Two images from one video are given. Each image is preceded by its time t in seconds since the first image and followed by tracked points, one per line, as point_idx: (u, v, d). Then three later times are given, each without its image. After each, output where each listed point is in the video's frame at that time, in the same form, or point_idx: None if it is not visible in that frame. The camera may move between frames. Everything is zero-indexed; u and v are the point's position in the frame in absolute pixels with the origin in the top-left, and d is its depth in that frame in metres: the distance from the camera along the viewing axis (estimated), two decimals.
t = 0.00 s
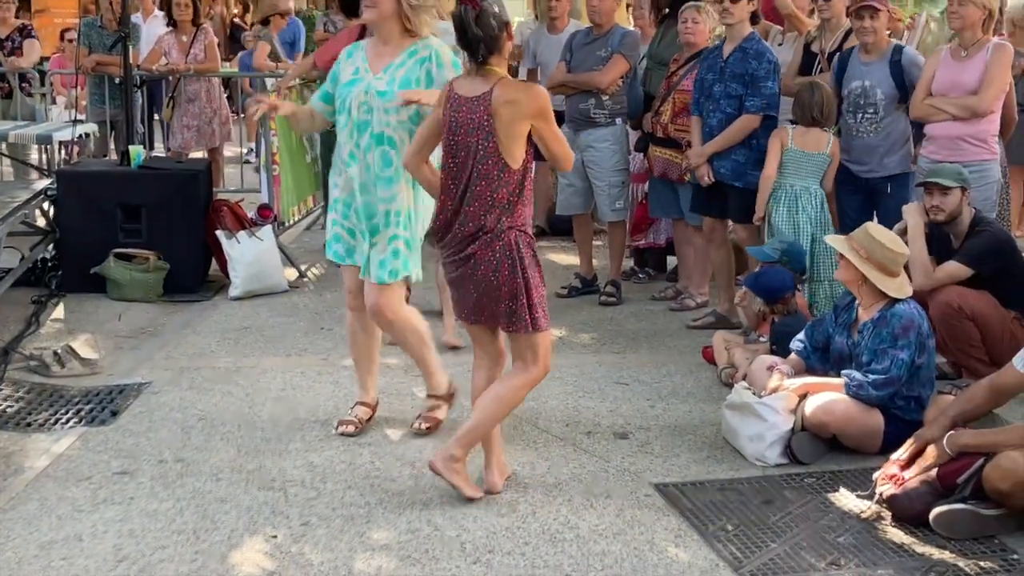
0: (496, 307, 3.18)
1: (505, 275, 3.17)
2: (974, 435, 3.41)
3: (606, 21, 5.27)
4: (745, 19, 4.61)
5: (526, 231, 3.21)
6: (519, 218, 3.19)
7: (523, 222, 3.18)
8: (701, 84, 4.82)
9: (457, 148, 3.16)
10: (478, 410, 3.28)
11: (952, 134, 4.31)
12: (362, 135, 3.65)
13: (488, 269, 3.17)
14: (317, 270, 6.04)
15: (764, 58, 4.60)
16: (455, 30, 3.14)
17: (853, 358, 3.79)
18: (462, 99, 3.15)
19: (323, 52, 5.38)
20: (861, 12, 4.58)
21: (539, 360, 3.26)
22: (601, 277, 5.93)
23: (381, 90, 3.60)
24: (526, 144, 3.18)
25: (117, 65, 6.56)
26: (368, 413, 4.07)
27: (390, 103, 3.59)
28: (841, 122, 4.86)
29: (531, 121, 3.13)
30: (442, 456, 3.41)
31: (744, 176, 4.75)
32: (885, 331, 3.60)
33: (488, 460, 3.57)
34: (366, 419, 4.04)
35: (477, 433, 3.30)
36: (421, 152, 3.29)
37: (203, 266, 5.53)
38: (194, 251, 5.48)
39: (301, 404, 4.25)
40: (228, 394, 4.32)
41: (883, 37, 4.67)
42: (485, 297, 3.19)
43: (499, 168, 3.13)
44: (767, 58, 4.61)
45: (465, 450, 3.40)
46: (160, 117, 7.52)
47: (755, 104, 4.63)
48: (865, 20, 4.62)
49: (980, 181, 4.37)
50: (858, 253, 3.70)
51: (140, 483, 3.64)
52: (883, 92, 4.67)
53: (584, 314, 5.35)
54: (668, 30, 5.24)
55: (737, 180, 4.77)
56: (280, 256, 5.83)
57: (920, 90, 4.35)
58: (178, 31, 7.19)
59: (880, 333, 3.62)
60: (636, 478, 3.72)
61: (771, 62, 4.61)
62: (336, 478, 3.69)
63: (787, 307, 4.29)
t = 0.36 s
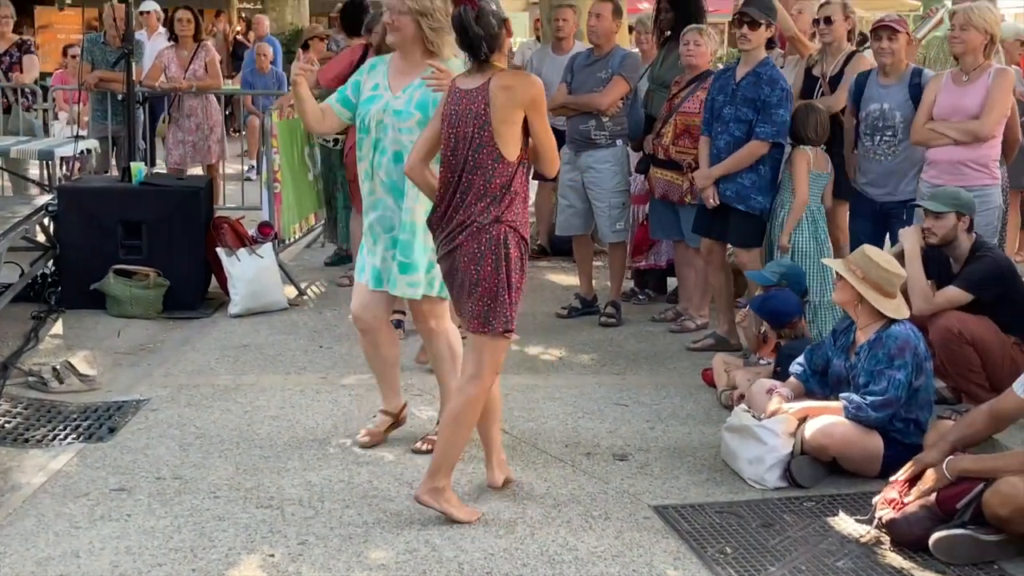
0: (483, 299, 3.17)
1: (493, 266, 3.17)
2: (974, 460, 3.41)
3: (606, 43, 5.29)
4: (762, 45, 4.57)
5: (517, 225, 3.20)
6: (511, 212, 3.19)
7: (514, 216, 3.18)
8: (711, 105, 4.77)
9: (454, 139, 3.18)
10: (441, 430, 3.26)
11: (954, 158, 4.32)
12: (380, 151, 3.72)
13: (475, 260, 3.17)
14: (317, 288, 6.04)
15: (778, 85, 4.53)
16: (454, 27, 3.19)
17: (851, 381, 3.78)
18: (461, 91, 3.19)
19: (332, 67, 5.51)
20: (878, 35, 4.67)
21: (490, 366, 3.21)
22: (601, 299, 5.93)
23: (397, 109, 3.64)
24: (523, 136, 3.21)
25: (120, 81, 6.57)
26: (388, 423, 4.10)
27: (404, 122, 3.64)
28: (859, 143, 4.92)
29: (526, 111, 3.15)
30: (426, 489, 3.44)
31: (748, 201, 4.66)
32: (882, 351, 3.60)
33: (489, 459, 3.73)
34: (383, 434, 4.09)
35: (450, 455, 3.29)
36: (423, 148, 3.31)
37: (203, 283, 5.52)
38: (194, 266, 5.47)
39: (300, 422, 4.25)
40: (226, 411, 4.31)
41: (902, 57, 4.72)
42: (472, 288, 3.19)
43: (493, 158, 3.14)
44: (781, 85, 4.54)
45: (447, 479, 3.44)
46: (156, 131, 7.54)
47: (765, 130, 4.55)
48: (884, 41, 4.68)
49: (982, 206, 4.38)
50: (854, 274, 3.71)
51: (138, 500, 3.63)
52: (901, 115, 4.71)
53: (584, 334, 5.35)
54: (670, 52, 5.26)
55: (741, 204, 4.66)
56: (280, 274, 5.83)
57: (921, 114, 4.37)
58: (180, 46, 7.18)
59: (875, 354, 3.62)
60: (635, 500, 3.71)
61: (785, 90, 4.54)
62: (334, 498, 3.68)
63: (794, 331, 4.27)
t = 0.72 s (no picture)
0: (490, 323, 3.19)
1: (499, 291, 3.18)
2: (973, 479, 3.39)
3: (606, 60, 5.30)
4: (768, 62, 4.54)
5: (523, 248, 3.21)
6: (516, 236, 3.20)
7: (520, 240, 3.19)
8: (716, 122, 4.76)
9: (459, 165, 3.20)
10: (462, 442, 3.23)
11: (954, 177, 4.30)
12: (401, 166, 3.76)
13: (481, 284, 3.18)
14: (316, 303, 6.04)
15: (785, 103, 4.52)
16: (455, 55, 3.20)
17: (854, 402, 3.78)
18: (464, 118, 3.21)
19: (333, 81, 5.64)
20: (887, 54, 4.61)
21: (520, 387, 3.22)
22: (601, 315, 5.94)
23: (415, 125, 3.72)
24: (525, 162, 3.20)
25: (121, 95, 6.58)
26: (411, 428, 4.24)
27: (423, 139, 3.71)
28: (877, 163, 4.85)
29: (527, 137, 3.15)
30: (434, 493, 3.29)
31: (754, 219, 4.63)
32: (888, 375, 3.60)
33: (484, 485, 3.66)
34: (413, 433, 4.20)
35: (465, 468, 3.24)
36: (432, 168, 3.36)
37: (202, 296, 5.51)
38: (193, 280, 5.47)
39: (299, 437, 4.24)
40: (225, 426, 4.30)
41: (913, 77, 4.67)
42: (479, 312, 3.21)
43: (496, 184, 3.15)
44: (788, 104, 4.53)
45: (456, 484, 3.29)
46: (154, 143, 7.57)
47: (773, 148, 4.53)
48: (890, 62, 4.64)
49: (983, 225, 4.35)
50: (856, 296, 3.70)
51: (136, 514, 3.62)
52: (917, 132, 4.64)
53: (584, 350, 5.35)
54: (671, 68, 5.27)
55: (750, 221, 4.63)
56: (279, 289, 5.83)
57: (923, 132, 4.37)
58: (178, 59, 7.19)
59: (882, 377, 3.61)
60: (634, 518, 3.70)
61: (791, 109, 4.53)
62: (332, 514, 3.67)
63: (798, 350, 4.26)
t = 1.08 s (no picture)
0: (500, 340, 3.20)
1: (508, 308, 3.19)
2: (974, 486, 3.40)
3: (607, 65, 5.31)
4: (765, 65, 4.55)
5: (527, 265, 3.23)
6: (521, 253, 3.22)
7: (525, 257, 3.21)
8: (716, 128, 4.77)
9: (463, 184, 3.21)
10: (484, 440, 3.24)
11: (955, 184, 4.31)
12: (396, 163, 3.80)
13: (488, 301, 3.20)
14: (317, 307, 6.04)
15: (783, 107, 4.53)
16: (463, 73, 3.20)
17: (853, 406, 3.77)
18: (469, 137, 3.22)
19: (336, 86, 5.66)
20: (881, 61, 4.59)
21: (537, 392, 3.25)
22: (602, 320, 5.94)
23: (407, 115, 3.74)
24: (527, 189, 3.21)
25: (122, 99, 6.59)
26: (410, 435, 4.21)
27: (411, 129, 3.73)
28: (868, 169, 4.84)
29: (532, 158, 3.17)
30: (453, 494, 3.50)
31: (755, 224, 4.63)
32: (883, 376, 3.61)
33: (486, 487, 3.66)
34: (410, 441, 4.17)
35: (486, 467, 3.27)
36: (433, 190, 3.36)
37: (203, 301, 5.52)
38: (194, 284, 5.47)
39: (299, 442, 4.24)
40: (225, 430, 4.30)
41: (906, 81, 4.63)
42: (485, 329, 3.22)
43: (502, 201, 3.16)
44: (786, 107, 4.54)
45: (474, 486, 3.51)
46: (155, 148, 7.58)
47: (771, 152, 4.54)
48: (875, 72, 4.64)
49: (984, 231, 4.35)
50: (850, 300, 3.71)
51: (136, 518, 3.62)
52: (908, 138, 4.62)
53: (585, 355, 5.34)
54: (672, 74, 5.28)
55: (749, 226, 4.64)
56: (280, 293, 5.84)
57: (923, 138, 4.37)
58: (178, 64, 7.26)
59: (877, 378, 3.61)
60: (635, 523, 3.70)
61: (790, 112, 4.54)
62: (333, 518, 3.67)
63: (792, 356, 4.29)
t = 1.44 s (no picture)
0: (479, 306, 3.19)
1: (489, 274, 3.19)
2: (967, 485, 3.42)
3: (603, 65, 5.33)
4: (757, 64, 4.54)
5: (514, 236, 3.24)
6: (509, 223, 3.22)
7: (510, 226, 3.21)
8: (709, 128, 4.77)
9: (454, 149, 3.22)
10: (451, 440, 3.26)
11: (948, 185, 4.32)
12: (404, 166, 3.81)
13: (473, 269, 3.19)
14: (312, 306, 6.05)
15: (775, 107, 4.53)
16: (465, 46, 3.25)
17: (847, 407, 3.78)
18: (465, 105, 3.24)
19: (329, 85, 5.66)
20: (868, 64, 4.61)
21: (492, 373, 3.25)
22: (597, 319, 5.95)
23: (413, 124, 3.73)
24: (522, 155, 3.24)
25: (118, 97, 6.58)
26: (417, 423, 4.22)
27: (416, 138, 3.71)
28: (860, 168, 4.86)
29: (527, 125, 3.20)
30: (439, 496, 3.53)
31: (746, 224, 4.64)
32: (880, 379, 3.61)
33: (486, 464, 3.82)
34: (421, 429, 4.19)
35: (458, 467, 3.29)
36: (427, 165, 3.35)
37: (198, 299, 5.50)
38: (189, 282, 5.46)
39: (293, 440, 4.24)
40: (219, 428, 4.30)
41: (895, 83, 4.64)
42: (469, 298, 3.21)
43: (492, 166, 3.18)
44: (778, 107, 4.54)
45: (460, 486, 3.52)
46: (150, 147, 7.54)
47: (763, 151, 4.54)
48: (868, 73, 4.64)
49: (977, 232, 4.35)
50: (853, 300, 3.73)
51: (129, 515, 3.62)
52: (893, 139, 4.64)
53: (579, 355, 5.35)
54: (670, 73, 5.28)
55: (740, 225, 4.64)
56: (275, 292, 5.84)
57: (916, 140, 4.36)
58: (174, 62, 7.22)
59: (874, 381, 3.62)
60: (628, 521, 3.71)
61: (782, 112, 4.54)
62: (326, 516, 3.67)
63: (769, 358, 4.22)
